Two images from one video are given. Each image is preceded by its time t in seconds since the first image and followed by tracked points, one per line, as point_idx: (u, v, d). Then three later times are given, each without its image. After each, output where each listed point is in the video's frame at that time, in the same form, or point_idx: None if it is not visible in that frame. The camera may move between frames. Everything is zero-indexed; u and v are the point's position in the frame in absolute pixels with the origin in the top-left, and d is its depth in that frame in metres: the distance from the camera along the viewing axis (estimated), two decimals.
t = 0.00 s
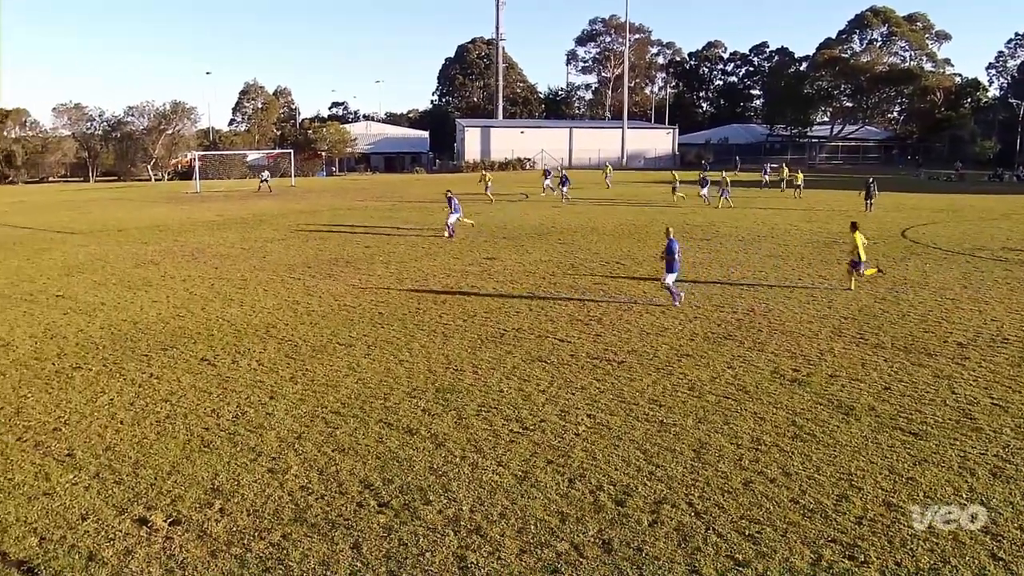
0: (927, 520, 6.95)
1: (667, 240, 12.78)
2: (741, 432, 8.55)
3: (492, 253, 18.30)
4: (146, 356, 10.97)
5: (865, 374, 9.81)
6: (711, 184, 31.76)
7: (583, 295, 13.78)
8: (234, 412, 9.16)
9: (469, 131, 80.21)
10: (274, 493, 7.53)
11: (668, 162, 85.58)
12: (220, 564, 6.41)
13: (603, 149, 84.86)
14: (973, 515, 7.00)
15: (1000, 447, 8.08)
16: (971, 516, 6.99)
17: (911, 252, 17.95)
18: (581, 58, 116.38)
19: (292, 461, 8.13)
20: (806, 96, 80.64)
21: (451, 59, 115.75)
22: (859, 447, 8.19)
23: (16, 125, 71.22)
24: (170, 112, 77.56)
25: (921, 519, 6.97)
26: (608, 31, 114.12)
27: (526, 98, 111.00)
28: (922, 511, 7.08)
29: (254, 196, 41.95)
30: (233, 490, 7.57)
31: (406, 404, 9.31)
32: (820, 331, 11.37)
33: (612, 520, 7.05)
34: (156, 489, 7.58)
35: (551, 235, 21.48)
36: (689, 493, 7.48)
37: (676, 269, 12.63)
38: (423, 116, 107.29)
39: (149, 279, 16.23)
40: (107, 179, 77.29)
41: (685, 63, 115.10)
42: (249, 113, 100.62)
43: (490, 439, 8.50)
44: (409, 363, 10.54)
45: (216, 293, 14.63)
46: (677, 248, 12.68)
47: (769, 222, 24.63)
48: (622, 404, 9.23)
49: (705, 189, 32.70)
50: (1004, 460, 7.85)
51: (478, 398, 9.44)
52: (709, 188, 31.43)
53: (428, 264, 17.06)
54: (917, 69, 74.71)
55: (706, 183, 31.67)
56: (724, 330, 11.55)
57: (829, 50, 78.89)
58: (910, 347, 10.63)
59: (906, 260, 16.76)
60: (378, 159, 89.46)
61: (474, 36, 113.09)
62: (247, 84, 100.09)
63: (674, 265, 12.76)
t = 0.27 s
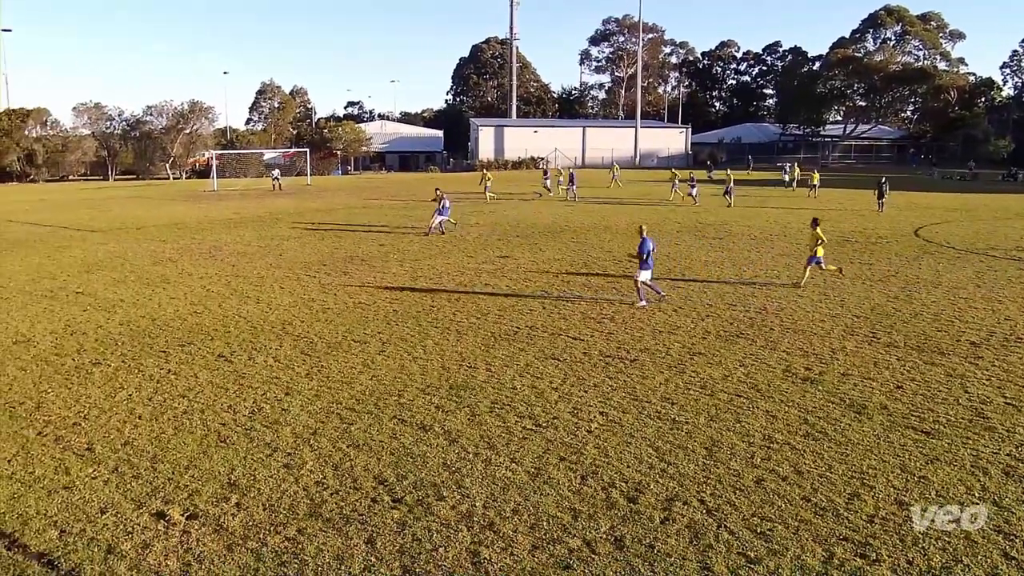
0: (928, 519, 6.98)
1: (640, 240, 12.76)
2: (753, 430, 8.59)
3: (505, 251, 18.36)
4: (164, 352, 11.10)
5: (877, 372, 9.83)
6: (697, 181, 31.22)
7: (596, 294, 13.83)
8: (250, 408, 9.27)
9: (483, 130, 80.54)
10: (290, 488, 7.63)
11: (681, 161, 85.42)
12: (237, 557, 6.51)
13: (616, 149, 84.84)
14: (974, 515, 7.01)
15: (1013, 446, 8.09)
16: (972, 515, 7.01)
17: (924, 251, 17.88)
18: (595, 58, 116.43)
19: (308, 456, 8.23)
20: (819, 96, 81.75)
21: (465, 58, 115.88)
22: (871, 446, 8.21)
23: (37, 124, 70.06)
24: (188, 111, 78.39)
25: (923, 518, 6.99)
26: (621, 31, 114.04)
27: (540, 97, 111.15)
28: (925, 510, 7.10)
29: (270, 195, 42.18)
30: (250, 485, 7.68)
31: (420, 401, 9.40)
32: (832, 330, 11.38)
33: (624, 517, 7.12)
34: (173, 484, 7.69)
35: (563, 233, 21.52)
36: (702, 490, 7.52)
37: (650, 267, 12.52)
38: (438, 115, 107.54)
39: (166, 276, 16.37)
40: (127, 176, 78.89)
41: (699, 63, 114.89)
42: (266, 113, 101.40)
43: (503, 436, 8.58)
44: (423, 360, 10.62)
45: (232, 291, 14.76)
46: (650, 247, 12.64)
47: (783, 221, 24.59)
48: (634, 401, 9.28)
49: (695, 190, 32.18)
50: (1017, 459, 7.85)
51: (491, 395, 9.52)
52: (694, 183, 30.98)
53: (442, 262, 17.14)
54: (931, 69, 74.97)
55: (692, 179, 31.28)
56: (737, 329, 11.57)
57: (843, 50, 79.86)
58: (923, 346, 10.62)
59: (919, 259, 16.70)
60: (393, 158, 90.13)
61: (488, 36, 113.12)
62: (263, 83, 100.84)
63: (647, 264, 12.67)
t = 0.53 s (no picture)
0: (929, 519, 6.99)
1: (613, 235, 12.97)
2: (766, 430, 8.58)
3: (518, 251, 18.37)
4: (179, 350, 11.20)
5: (891, 373, 9.80)
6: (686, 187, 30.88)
7: (609, 292, 13.86)
8: (264, 406, 9.34)
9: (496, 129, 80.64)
10: (303, 485, 7.68)
11: (695, 161, 85.11)
12: (251, 554, 6.56)
13: (630, 148, 84.73)
14: (975, 515, 7.02)
15: None
16: (972, 516, 7.02)
17: (939, 252, 17.78)
18: (608, 57, 116.50)
19: (321, 454, 8.28)
20: (834, 96, 81.04)
21: (479, 58, 116.02)
22: (883, 446, 8.20)
23: (55, 123, 70.84)
24: (204, 111, 78.94)
25: (924, 518, 7.01)
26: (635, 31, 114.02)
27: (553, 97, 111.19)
28: (927, 511, 7.10)
29: (284, 194, 42.37)
30: (264, 483, 7.73)
31: (433, 399, 9.44)
32: (845, 330, 11.35)
33: (636, 516, 7.13)
34: (187, 481, 7.75)
35: (577, 233, 21.53)
36: (713, 490, 7.53)
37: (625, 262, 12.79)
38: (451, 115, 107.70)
39: (182, 274, 16.49)
40: (143, 177, 78.75)
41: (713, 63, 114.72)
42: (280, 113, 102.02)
43: (515, 435, 8.61)
44: (435, 359, 10.67)
45: (246, 289, 14.83)
46: (625, 242, 12.86)
47: (797, 221, 24.51)
48: (647, 401, 9.27)
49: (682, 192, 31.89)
50: None
51: (503, 393, 9.55)
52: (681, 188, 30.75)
53: (455, 261, 17.17)
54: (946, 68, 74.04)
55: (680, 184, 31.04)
56: (750, 329, 11.56)
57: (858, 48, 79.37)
58: (936, 347, 10.58)
59: (934, 260, 16.61)
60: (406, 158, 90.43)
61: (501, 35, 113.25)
62: (278, 84, 101.69)
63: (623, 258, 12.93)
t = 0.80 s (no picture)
0: (930, 520, 6.97)
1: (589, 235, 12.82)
2: (780, 432, 8.53)
3: (531, 252, 18.33)
4: (192, 349, 11.22)
5: (906, 375, 9.72)
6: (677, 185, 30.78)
7: (622, 294, 13.83)
8: (276, 406, 9.34)
9: (509, 130, 80.70)
10: (315, 486, 7.67)
11: (708, 162, 84.78)
12: (263, 554, 6.56)
13: (643, 149, 84.58)
14: (976, 515, 7.01)
15: None
16: (974, 516, 7.00)
17: (955, 253, 17.63)
18: (621, 58, 116.55)
19: (333, 455, 8.27)
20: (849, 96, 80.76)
21: (491, 58, 116.10)
22: (898, 450, 8.12)
23: (69, 124, 71.33)
24: (217, 111, 79.06)
25: (925, 519, 6.98)
26: (648, 31, 113.99)
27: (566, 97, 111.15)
28: (929, 512, 7.08)
29: (296, 195, 42.43)
30: (276, 483, 7.73)
31: (446, 400, 9.42)
32: (860, 332, 11.28)
33: (648, 519, 7.08)
34: (200, 480, 7.76)
35: (590, 234, 21.47)
36: (726, 493, 7.47)
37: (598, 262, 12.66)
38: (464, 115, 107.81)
39: (194, 274, 16.54)
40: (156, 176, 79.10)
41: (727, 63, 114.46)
42: (293, 113, 102.40)
43: (527, 436, 8.58)
44: (448, 359, 10.66)
45: (259, 290, 14.86)
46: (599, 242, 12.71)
47: (810, 222, 24.40)
48: (659, 403, 9.23)
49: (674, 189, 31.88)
50: None
51: (516, 395, 9.53)
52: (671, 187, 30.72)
53: (468, 262, 17.15)
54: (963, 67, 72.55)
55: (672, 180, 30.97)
56: (763, 330, 11.50)
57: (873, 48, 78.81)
58: (952, 350, 10.49)
59: (951, 261, 16.46)
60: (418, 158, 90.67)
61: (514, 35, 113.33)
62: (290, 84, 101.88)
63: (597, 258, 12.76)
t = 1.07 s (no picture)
0: (928, 520, 6.95)
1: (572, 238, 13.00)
2: (795, 437, 8.42)
3: (543, 254, 18.26)
4: (201, 352, 11.18)
5: (923, 380, 9.58)
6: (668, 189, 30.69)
7: (635, 296, 13.74)
8: (285, 409, 9.27)
9: (521, 131, 80.71)
10: (325, 489, 7.60)
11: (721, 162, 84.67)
12: (271, 558, 6.49)
13: (656, 150, 84.39)
14: (975, 516, 6.99)
15: None
16: (972, 516, 6.99)
17: (973, 256, 17.45)
18: (634, 58, 116.56)
19: (343, 458, 8.20)
20: (865, 97, 80.44)
21: (502, 59, 116.15)
22: (915, 456, 7.99)
23: (80, 125, 72.39)
24: (227, 112, 79.10)
25: (922, 519, 6.98)
26: (661, 31, 113.96)
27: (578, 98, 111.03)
28: (924, 512, 7.08)
29: (306, 196, 42.47)
30: (285, 486, 7.67)
31: (456, 403, 9.35)
32: (876, 336, 11.15)
33: (660, 525, 6.98)
34: (208, 484, 7.70)
35: (602, 236, 21.39)
36: (740, 499, 7.36)
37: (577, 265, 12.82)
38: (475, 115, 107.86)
39: (204, 276, 16.55)
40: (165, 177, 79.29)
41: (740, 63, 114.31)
42: (303, 113, 102.47)
43: (538, 441, 8.48)
44: (458, 362, 10.59)
45: (269, 292, 14.82)
46: (580, 246, 12.85)
47: (824, 224, 24.27)
48: (672, 407, 9.13)
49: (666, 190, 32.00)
50: None
51: (527, 398, 9.44)
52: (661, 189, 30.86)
53: (479, 264, 17.10)
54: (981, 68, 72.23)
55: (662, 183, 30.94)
56: (778, 334, 11.38)
57: (890, 49, 78.90)
58: (970, 354, 10.34)
59: (969, 264, 16.29)
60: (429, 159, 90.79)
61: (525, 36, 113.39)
62: (300, 85, 101.73)
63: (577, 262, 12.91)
